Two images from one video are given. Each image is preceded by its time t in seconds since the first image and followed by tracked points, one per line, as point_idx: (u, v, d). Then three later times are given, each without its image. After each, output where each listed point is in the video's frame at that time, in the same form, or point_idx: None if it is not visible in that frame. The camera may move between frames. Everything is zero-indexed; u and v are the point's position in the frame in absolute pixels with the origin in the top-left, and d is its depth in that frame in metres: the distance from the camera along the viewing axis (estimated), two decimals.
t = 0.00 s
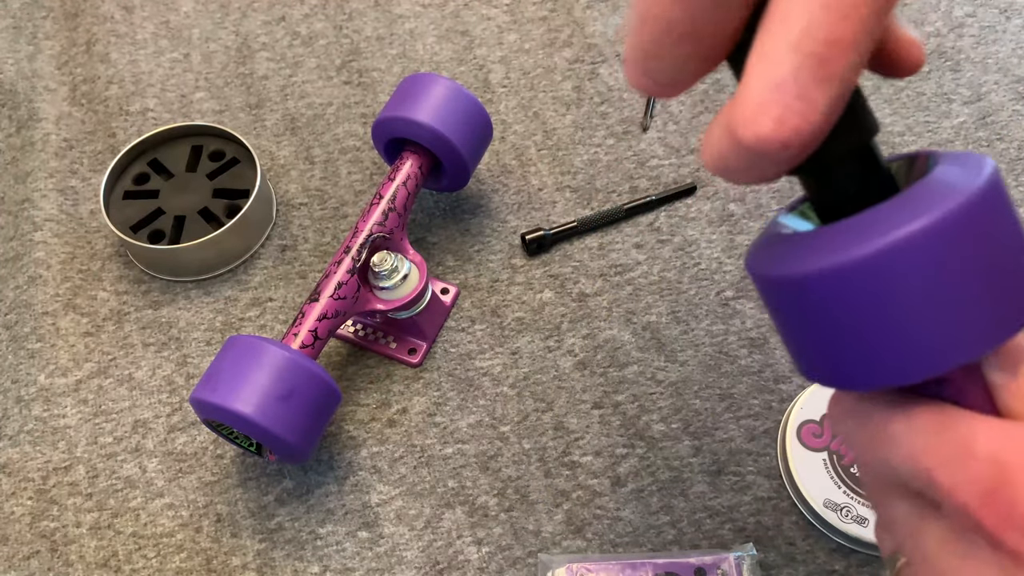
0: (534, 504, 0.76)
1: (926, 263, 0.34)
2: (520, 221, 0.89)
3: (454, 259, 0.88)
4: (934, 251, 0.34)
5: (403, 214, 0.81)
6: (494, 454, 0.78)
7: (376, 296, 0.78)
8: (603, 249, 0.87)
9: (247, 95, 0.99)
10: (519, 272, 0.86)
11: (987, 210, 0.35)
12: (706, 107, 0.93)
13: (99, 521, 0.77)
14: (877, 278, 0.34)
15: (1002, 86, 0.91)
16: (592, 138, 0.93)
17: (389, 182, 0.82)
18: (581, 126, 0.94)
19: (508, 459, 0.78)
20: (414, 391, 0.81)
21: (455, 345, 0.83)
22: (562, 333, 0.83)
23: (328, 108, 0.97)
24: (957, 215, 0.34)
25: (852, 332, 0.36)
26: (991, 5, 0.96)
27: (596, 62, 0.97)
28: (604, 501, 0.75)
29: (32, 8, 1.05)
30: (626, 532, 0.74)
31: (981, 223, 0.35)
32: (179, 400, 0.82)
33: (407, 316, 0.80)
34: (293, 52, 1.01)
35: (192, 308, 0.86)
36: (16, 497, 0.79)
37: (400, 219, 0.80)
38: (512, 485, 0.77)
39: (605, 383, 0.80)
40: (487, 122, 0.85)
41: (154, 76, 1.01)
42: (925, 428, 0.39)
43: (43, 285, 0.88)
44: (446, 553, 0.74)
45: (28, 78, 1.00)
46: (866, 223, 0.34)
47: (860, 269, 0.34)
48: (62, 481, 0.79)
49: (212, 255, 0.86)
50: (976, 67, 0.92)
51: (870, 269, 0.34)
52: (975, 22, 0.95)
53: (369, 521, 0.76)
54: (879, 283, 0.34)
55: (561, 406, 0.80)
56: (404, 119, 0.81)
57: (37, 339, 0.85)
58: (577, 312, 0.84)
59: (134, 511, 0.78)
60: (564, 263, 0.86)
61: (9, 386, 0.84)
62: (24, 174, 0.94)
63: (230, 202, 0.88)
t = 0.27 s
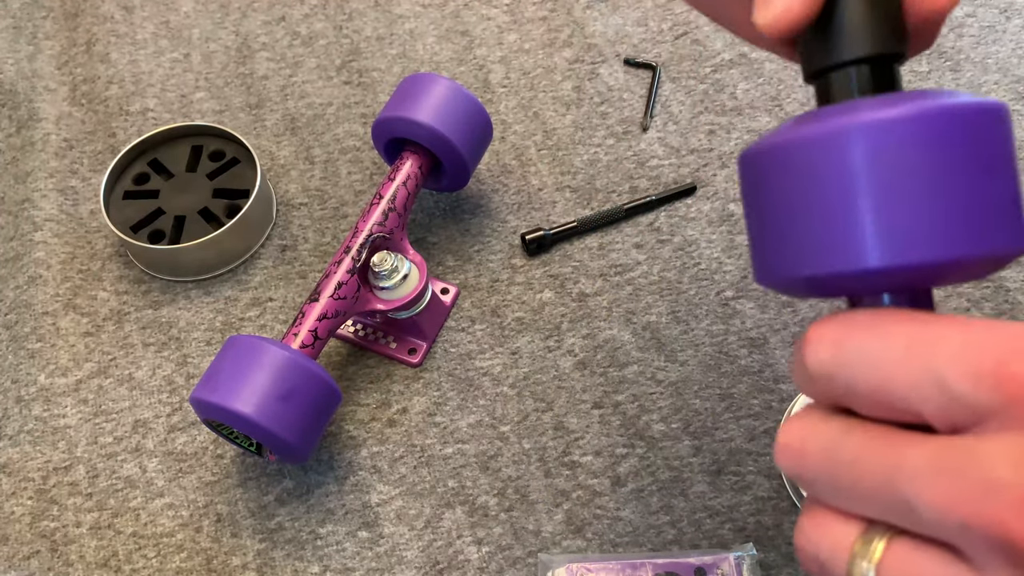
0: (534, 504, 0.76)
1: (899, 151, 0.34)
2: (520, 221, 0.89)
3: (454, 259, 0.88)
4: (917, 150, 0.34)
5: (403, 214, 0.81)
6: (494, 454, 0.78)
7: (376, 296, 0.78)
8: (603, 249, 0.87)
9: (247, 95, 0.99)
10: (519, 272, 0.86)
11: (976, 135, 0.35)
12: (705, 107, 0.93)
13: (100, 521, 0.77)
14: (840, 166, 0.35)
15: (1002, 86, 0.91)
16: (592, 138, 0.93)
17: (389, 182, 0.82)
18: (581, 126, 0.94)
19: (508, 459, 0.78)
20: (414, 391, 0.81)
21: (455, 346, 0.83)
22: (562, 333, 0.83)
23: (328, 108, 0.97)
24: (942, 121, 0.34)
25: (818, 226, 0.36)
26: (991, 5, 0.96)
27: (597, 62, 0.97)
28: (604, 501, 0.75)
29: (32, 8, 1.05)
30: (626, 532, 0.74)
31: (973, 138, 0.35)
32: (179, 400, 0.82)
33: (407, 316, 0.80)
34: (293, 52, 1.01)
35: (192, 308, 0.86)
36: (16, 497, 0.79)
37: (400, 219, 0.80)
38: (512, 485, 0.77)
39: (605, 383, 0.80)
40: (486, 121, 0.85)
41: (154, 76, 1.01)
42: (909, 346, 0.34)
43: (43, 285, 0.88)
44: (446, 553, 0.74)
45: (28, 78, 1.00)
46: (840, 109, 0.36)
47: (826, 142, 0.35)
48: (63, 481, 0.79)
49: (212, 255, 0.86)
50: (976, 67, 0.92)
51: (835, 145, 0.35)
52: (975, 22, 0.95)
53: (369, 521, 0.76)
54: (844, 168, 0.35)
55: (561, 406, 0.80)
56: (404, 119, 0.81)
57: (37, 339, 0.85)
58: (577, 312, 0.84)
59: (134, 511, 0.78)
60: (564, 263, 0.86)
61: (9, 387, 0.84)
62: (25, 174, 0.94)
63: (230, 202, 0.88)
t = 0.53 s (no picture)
0: (534, 504, 0.76)
1: (655, 314, 0.34)
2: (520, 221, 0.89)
3: (454, 259, 0.88)
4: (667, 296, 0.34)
5: (403, 214, 0.81)
6: (494, 454, 0.78)
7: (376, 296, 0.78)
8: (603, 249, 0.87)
9: (247, 95, 0.99)
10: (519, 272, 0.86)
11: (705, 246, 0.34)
12: (706, 107, 0.93)
13: (100, 521, 0.77)
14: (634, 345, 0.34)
15: (1002, 86, 0.91)
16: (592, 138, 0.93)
17: (389, 182, 0.81)
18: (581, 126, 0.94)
19: (508, 459, 0.78)
20: (414, 391, 0.81)
21: (455, 345, 0.83)
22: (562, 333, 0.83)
23: (328, 108, 0.97)
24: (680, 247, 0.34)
25: (604, 366, 0.35)
26: (991, 5, 0.96)
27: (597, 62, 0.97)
28: (604, 501, 0.75)
29: (32, 8, 1.05)
30: (626, 532, 0.74)
31: (693, 267, 0.34)
32: (179, 400, 0.82)
33: (407, 316, 0.80)
34: (293, 52, 1.01)
35: (192, 308, 0.86)
36: (16, 497, 0.79)
37: (400, 219, 0.80)
38: (512, 485, 0.77)
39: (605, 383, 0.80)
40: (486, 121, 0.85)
41: (154, 76, 1.01)
42: (788, 441, 0.30)
43: (43, 285, 0.88)
44: (446, 553, 0.75)
45: (28, 78, 1.00)
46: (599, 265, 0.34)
47: (602, 300, 0.33)
48: (62, 481, 0.79)
49: (212, 255, 0.86)
50: (976, 67, 0.92)
51: (607, 302, 0.33)
52: (975, 22, 0.95)
53: (369, 521, 0.76)
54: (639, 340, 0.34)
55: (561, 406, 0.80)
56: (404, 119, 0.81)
57: (37, 339, 0.86)
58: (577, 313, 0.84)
59: (134, 511, 0.78)
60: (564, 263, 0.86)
61: (10, 387, 0.84)
62: (25, 174, 0.94)
63: (230, 202, 0.88)
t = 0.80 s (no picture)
0: (534, 504, 0.76)
1: (623, 391, 0.36)
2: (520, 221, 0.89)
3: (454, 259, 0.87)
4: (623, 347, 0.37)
5: (403, 214, 0.80)
6: (494, 454, 0.78)
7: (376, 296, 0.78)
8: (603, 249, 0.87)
9: (247, 95, 0.98)
10: (519, 272, 0.86)
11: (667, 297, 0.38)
12: (706, 107, 0.93)
13: (99, 521, 0.77)
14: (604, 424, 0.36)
15: (1003, 86, 0.91)
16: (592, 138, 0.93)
17: (389, 182, 0.81)
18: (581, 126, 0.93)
19: (508, 459, 0.78)
20: (414, 391, 0.81)
21: (455, 345, 0.83)
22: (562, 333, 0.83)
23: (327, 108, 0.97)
24: (642, 292, 0.36)
25: (552, 396, 0.37)
26: (991, 4, 0.96)
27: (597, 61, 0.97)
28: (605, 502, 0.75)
29: (32, 8, 1.05)
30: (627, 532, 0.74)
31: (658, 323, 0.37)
32: (179, 400, 0.82)
33: (407, 316, 0.80)
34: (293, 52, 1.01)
35: (192, 308, 0.86)
36: (16, 498, 0.79)
37: (400, 219, 0.80)
38: (513, 486, 0.76)
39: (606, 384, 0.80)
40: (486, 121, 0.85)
41: (154, 75, 1.01)
42: (741, 459, 0.33)
43: (43, 285, 0.88)
44: (447, 553, 0.74)
45: (27, 78, 1.00)
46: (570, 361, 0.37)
47: (542, 339, 0.36)
48: (62, 481, 0.79)
49: (212, 255, 0.86)
50: (976, 67, 0.92)
51: (546, 340, 0.36)
52: (976, 22, 0.95)
53: (369, 522, 0.76)
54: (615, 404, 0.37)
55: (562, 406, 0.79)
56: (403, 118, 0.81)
57: (37, 339, 0.85)
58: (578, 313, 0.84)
59: (134, 511, 0.77)
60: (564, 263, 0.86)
61: (10, 387, 0.83)
62: (24, 174, 0.94)
63: (230, 202, 0.88)
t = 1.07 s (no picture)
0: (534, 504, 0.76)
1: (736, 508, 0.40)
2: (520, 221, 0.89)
3: (454, 260, 0.87)
4: (709, 502, 0.38)
5: (403, 214, 0.81)
6: (494, 454, 0.78)
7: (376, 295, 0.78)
8: (603, 249, 0.87)
9: (246, 95, 0.98)
10: (519, 272, 0.86)
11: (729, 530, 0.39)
12: (706, 107, 0.93)
13: (99, 521, 0.77)
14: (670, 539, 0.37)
15: (1003, 86, 0.91)
16: (592, 138, 0.93)
17: (389, 182, 0.81)
18: (581, 125, 0.94)
19: (508, 459, 0.78)
20: (414, 391, 0.81)
21: (455, 345, 0.83)
22: (562, 333, 0.83)
23: (328, 108, 0.97)
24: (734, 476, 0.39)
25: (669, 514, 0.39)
26: (991, 4, 0.96)
27: (597, 62, 0.97)
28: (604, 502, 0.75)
29: (32, 8, 1.05)
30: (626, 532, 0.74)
31: (718, 491, 0.38)
32: (179, 400, 0.82)
33: (407, 316, 0.80)
34: (293, 52, 1.01)
35: (192, 308, 0.86)
36: (16, 498, 0.79)
37: (400, 219, 0.80)
38: (512, 486, 0.76)
39: (606, 383, 0.80)
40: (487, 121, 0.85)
41: (154, 75, 1.01)
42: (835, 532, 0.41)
43: (43, 285, 0.88)
44: (447, 553, 0.74)
45: (27, 77, 1.00)
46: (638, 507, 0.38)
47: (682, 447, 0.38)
48: (62, 481, 0.79)
49: (212, 255, 0.86)
50: (976, 67, 0.92)
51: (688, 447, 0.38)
52: (975, 22, 0.95)
53: (369, 522, 0.76)
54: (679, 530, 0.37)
55: (561, 406, 0.79)
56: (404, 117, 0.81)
57: (36, 339, 0.85)
58: (578, 313, 0.84)
59: (134, 511, 0.77)
60: (564, 263, 0.86)
61: (9, 386, 0.83)
62: (24, 174, 0.94)
63: (230, 202, 0.88)
